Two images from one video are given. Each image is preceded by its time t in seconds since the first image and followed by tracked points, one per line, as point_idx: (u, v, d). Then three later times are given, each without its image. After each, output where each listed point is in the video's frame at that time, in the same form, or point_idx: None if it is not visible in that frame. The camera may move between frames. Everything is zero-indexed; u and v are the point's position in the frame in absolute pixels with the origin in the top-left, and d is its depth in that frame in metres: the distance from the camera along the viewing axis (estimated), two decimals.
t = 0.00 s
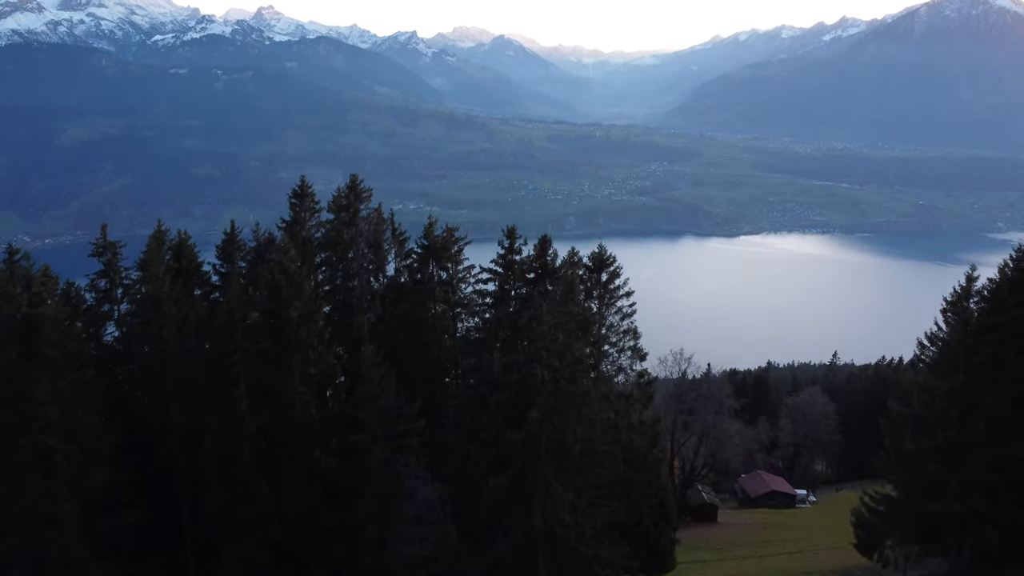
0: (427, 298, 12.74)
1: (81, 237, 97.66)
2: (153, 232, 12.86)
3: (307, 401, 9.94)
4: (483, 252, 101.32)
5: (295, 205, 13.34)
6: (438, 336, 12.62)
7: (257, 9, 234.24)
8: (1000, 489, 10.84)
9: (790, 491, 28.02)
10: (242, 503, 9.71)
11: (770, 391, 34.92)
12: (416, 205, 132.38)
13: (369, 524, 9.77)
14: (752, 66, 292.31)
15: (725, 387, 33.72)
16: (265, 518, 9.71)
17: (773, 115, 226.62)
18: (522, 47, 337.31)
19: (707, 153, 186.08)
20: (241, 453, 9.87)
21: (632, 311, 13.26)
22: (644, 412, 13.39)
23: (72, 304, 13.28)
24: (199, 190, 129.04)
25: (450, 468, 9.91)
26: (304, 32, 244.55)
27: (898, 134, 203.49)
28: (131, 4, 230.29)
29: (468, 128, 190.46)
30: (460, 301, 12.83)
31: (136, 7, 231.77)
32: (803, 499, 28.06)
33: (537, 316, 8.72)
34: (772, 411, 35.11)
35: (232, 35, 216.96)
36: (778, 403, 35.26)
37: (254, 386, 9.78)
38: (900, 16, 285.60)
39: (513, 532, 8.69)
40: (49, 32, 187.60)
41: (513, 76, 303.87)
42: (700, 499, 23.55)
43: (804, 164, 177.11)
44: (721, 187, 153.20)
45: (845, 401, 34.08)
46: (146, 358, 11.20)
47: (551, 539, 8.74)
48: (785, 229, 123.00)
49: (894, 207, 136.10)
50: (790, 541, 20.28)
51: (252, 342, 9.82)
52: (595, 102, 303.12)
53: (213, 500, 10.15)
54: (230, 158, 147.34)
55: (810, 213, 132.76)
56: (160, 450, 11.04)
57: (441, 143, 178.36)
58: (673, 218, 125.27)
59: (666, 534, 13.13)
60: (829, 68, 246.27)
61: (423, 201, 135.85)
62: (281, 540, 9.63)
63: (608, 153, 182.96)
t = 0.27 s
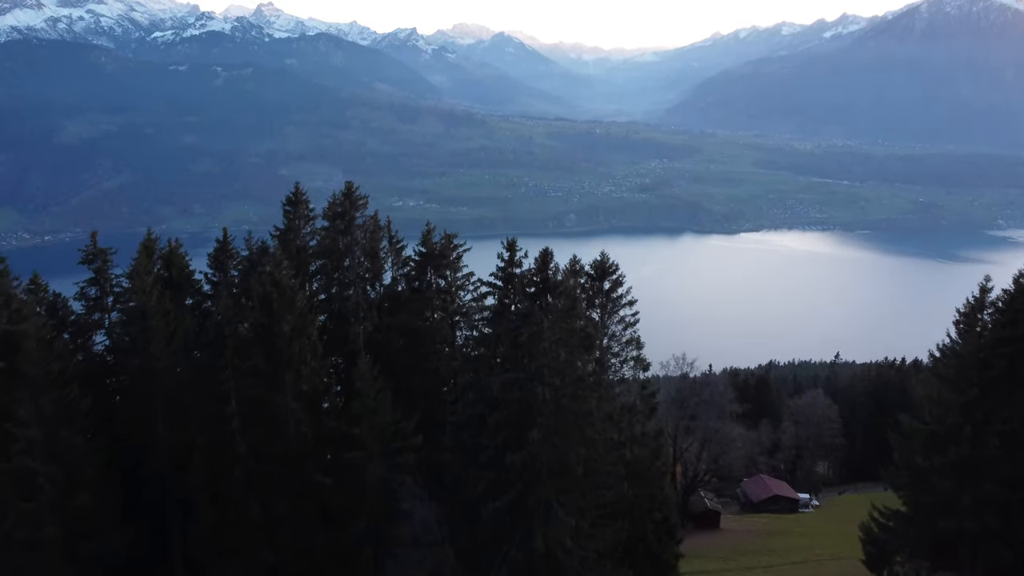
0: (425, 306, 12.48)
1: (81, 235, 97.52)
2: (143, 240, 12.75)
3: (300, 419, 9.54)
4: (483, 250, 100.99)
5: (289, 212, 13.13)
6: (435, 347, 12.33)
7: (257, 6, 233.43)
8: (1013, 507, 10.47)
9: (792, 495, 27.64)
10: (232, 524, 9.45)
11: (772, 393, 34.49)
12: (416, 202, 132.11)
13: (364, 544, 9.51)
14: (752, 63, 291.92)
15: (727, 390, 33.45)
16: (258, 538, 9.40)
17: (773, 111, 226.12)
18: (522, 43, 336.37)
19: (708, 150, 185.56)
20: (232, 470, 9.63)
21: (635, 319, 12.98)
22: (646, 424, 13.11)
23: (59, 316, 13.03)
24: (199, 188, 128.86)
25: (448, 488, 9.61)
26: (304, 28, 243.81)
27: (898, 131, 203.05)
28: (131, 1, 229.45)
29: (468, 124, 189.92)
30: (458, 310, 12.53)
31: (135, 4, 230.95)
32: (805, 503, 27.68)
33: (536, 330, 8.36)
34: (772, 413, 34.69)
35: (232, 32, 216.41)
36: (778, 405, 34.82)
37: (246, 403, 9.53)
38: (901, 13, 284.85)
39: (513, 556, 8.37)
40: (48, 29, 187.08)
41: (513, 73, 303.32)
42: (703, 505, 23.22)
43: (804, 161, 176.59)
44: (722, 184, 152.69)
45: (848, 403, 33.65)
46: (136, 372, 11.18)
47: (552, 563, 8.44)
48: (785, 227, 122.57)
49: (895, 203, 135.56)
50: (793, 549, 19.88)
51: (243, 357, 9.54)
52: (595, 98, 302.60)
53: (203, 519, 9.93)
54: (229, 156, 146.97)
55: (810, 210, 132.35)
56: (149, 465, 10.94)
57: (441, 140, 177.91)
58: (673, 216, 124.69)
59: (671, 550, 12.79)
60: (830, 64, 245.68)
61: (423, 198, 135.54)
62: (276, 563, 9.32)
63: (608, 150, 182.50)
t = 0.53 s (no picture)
0: (422, 316, 12.17)
1: (81, 231, 97.24)
2: (132, 252, 12.66)
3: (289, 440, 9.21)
4: (483, 246, 100.61)
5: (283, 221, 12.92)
6: (432, 359, 12.05)
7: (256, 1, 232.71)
8: None
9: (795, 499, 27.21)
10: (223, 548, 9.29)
11: (772, 395, 34.29)
12: (415, 198, 131.74)
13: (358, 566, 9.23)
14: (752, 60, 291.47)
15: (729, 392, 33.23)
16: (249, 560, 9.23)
17: (773, 107, 225.50)
18: (522, 39, 335.55)
19: (708, 146, 185.21)
20: (221, 494, 9.38)
21: (638, 329, 12.60)
22: (651, 436, 12.79)
23: (43, 331, 12.57)
24: (198, 185, 128.50)
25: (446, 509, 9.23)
26: (303, 24, 243.17)
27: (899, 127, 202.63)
28: None
29: (467, 120, 189.35)
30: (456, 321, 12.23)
31: None
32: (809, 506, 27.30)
33: (534, 347, 8.00)
34: (775, 416, 34.50)
35: (231, 27, 215.72)
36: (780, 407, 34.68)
37: (235, 423, 9.27)
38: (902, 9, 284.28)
39: None
40: (47, 24, 186.61)
41: (513, 69, 302.71)
42: (707, 512, 22.84)
43: (805, 157, 176.20)
44: (722, 180, 152.25)
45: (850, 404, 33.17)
46: (126, 388, 11.10)
47: None
48: (786, 223, 122.25)
49: (897, 199, 135.22)
50: (800, 558, 19.40)
51: (230, 375, 9.24)
52: (594, 94, 301.96)
53: (191, 544, 9.68)
54: (229, 152, 146.71)
55: (811, 206, 132.04)
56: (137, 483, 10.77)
57: (441, 135, 177.49)
58: (673, 212, 124.28)
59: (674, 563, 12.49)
60: (831, 60, 245.13)
61: (422, 194, 135.11)
62: None
63: (608, 146, 182.16)
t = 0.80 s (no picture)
0: (420, 326, 12.27)
1: (82, 228, 97.29)
2: (122, 260, 13.17)
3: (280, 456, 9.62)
4: (483, 243, 100.26)
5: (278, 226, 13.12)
6: (430, 369, 12.14)
7: None
8: None
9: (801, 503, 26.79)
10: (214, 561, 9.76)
11: (776, 396, 33.97)
12: (416, 194, 131.38)
13: None
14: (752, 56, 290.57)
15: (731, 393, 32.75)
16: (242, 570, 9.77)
17: (773, 103, 224.82)
18: (522, 35, 334.57)
19: (709, 142, 184.87)
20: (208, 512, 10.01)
21: (641, 339, 12.27)
22: (654, 447, 12.44)
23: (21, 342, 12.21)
24: (198, 182, 128.52)
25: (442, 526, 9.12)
26: (303, 20, 242.56)
27: (900, 123, 202.19)
28: None
29: (467, 116, 188.61)
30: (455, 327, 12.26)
31: None
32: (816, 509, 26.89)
33: (539, 367, 7.74)
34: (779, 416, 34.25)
35: (232, 23, 215.33)
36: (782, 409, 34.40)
37: (223, 441, 9.69)
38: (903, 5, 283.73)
39: None
40: (47, 20, 186.41)
41: (513, 65, 302.03)
42: (709, 519, 22.50)
43: (806, 153, 175.79)
44: (723, 176, 151.89)
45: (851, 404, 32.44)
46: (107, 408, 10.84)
47: None
48: (786, 219, 121.91)
49: (898, 195, 135.01)
50: (806, 567, 19.08)
51: (221, 390, 9.66)
52: (594, 90, 300.84)
53: (181, 561, 10.15)
54: (229, 149, 146.57)
55: (811, 202, 131.82)
56: (116, 514, 10.80)
57: (441, 131, 177.12)
58: (673, 208, 123.90)
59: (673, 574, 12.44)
60: (832, 55, 244.61)
61: (422, 190, 134.78)
62: None
63: (608, 143, 181.90)
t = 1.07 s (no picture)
0: (418, 338, 12.82)
1: (81, 223, 97.38)
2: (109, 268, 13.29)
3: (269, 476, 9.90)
4: (483, 238, 99.96)
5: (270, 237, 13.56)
6: (427, 384, 12.71)
7: None
8: None
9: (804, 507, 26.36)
10: None
11: (779, 397, 33.44)
12: (416, 190, 131.04)
13: None
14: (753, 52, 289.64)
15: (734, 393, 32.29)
16: None
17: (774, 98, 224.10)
18: (522, 30, 333.19)
19: (709, 137, 184.34)
20: (193, 545, 10.06)
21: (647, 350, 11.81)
22: (660, 463, 12.09)
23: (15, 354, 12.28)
24: (197, 178, 128.40)
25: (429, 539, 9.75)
26: (303, 14, 241.68)
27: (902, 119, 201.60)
28: None
29: (467, 112, 188.04)
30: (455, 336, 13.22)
31: None
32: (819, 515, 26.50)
33: (542, 392, 7.84)
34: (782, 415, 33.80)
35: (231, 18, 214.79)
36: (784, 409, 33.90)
37: (210, 465, 9.82)
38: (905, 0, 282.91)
39: None
40: (46, 16, 186.22)
41: (513, 60, 301.00)
42: (713, 526, 22.44)
43: (807, 148, 175.22)
44: (724, 171, 151.38)
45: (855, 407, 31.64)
46: (89, 431, 10.52)
47: None
48: (787, 215, 121.46)
49: (899, 191, 134.65)
50: None
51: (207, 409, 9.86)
52: (594, 84, 299.74)
53: None
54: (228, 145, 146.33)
55: (812, 197, 131.40)
56: (100, 541, 10.68)
57: (440, 126, 176.63)
58: (673, 204, 123.34)
59: None
60: (833, 50, 243.83)
61: (423, 185, 134.51)
62: None
63: (608, 138, 181.43)
